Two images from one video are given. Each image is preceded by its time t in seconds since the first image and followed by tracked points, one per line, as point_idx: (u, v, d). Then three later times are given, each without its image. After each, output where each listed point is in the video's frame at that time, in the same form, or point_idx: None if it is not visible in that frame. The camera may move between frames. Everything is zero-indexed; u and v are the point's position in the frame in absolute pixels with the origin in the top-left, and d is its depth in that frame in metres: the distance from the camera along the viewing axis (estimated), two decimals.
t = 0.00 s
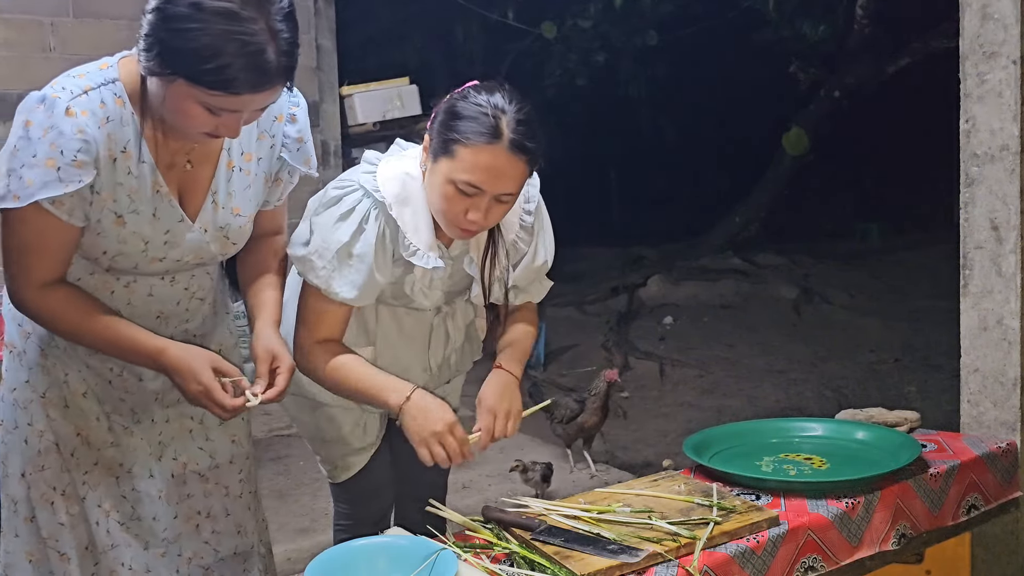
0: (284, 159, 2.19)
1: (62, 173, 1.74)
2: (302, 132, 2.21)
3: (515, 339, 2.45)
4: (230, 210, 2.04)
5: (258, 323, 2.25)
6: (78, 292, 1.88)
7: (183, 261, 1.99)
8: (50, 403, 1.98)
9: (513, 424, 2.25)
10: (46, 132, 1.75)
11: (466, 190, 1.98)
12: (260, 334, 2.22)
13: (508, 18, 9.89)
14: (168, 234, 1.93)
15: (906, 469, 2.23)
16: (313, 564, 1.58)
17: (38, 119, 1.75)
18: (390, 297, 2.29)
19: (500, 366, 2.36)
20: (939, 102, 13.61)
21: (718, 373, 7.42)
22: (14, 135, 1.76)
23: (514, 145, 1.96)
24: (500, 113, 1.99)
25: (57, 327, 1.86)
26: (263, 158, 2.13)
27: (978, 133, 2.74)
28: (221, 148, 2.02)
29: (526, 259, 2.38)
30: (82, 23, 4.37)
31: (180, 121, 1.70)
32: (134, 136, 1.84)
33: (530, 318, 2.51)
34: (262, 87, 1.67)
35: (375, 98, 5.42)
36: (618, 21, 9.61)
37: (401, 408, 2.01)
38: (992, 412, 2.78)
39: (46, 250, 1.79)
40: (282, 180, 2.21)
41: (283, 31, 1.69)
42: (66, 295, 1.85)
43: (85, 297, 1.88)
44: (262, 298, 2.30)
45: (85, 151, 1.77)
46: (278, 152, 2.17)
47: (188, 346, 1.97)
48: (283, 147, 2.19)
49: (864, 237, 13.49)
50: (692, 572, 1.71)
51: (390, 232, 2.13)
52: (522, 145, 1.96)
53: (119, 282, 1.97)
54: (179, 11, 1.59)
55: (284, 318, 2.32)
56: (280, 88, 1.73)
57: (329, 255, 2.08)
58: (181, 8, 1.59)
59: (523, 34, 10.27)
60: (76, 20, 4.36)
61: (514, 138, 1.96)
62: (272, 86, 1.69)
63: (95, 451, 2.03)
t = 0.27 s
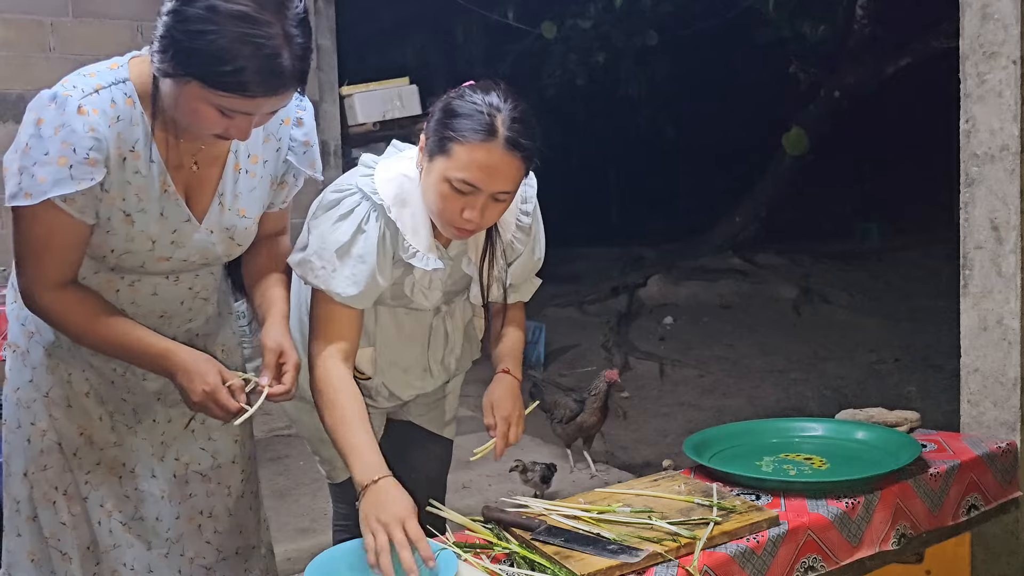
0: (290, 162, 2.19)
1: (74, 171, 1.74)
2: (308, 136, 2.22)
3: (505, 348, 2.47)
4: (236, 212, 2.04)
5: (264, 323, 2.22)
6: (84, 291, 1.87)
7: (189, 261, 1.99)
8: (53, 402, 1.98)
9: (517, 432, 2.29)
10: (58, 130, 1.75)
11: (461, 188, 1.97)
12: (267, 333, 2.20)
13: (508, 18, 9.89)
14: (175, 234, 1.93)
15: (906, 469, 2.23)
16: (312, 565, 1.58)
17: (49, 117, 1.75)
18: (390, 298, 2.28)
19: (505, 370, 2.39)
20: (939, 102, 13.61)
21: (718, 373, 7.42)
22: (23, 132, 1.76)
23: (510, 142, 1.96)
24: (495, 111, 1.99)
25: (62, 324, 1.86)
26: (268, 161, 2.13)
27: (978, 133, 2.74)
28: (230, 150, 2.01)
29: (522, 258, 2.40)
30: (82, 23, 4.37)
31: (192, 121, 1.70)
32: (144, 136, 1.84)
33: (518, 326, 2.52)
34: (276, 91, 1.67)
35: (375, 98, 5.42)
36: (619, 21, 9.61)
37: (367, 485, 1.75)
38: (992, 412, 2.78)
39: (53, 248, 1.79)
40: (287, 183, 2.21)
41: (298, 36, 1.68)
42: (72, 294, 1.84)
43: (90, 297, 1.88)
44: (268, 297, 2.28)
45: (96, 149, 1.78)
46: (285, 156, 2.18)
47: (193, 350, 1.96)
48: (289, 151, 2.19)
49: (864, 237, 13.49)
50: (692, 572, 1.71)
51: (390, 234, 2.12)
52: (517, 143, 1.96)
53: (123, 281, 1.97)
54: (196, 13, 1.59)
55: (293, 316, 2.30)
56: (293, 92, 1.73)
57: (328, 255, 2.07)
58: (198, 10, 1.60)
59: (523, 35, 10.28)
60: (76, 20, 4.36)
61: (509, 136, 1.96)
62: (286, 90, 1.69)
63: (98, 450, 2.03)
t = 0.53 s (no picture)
0: (294, 164, 2.20)
1: (81, 172, 1.74)
2: (311, 138, 2.23)
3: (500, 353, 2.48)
4: (239, 214, 2.04)
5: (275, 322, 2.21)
6: (90, 290, 1.87)
7: (192, 262, 2.00)
8: (55, 402, 1.98)
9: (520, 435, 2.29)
10: (65, 131, 1.75)
11: (459, 189, 1.97)
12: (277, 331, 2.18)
13: (508, 18, 9.89)
14: (179, 235, 1.94)
15: (905, 469, 2.23)
16: (313, 565, 1.58)
17: (57, 118, 1.75)
18: (389, 299, 2.28)
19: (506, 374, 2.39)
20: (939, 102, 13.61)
21: (718, 373, 7.41)
22: (30, 133, 1.76)
23: (508, 143, 1.96)
24: (492, 111, 1.99)
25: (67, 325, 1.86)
26: (272, 163, 2.13)
27: (978, 133, 2.74)
28: (234, 152, 2.01)
29: (518, 259, 2.41)
30: (82, 23, 4.36)
31: (199, 124, 1.70)
32: (150, 137, 1.84)
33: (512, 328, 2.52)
34: (284, 95, 1.67)
35: (375, 98, 5.42)
36: (619, 21, 9.59)
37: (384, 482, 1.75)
38: (992, 412, 2.78)
39: (58, 247, 1.79)
40: (289, 185, 2.22)
41: (306, 40, 1.68)
42: (78, 294, 1.84)
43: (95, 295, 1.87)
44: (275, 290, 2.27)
45: (103, 151, 1.78)
46: (289, 158, 2.19)
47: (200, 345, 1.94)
48: (293, 153, 2.20)
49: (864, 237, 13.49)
50: (692, 572, 1.71)
51: (389, 237, 2.13)
52: (514, 143, 1.96)
53: (127, 281, 1.97)
54: (205, 17, 1.59)
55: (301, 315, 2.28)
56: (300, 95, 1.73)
57: (332, 260, 2.07)
58: (207, 14, 1.59)
59: (523, 35, 10.28)
60: (76, 20, 4.35)
61: (507, 136, 1.96)
62: (294, 94, 1.69)
63: (100, 450, 2.03)
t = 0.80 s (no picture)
0: (293, 165, 2.20)
1: (79, 173, 1.74)
2: (310, 139, 2.23)
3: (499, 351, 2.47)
4: (238, 215, 2.04)
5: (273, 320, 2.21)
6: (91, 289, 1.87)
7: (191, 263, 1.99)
8: (55, 402, 1.98)
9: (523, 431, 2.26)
10: (64, 132, 1.75)
11: (460, 189, 1.97)
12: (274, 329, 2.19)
13: (508, 18, 9.90)
14: (179, 236, 1.93)
15: (905, 469, 2.23)
16: (313, 565, 1.58)
17: (56, 119, 1.76)
18: (387, 299, 2.28)
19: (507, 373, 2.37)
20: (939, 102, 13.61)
21: (718, 373, 7.41)
22: (29, 133, 1.77)
23: (507, 141, 1.96)
24: (490, 110, 1.99)
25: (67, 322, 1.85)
26: (272, 164, 2.13)
27: (978, 133, 2.74)
28: (233, 153, 2.01)
29: (517, 258, 2.40)
30: (82, 23, 4.36)
31: (200, 126, 1.70)
32: (149, 138, 1.84)
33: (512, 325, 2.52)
34: (284, 96, 1.67)
35: (375, 98, 5.42)
36: (619, 21, 9.59)
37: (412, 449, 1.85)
38: (992, 412, 2.78)
39: (57, 248, 1.79)
40: (289, 185, 2.21)
41: (306, 42, 1.68)
42: (78, 293, 1.84)
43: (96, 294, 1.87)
44: (273, 288, 2.27)
45: (102, 152, 1.78)
46: (288, 159, 2.18)
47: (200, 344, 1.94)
48: (291, 154, 2.20)
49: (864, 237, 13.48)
50: (692, 572, 1.71)
51: (387, 235, 2.12)
52: (514, 141, 1.96)
53: (126, 283, 1.97)
54: (206, 18, 1.59)
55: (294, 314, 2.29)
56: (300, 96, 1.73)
57: (330, 260, 2.08)
58: (208, 15, 1.59)
59: (523, 34, 10.28)
60: (75, 20, 4.35)
61: (506, 135, 1.96)
62: (294, 95, 1.69)
63: (99, 450, 2.03)
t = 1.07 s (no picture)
0: (290, 163, 2.18)
1: (71, 171, 1.74)
2: (307, 136, 2.22)
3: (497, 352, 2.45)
4: (235, 213, 2.03)
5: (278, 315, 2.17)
6: (85, 287, 1.88)
7: (188, 262, 1.99)
8: (51, 402, 1.98)
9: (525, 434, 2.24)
10: (56, 131, 1.75)
11: (460, 190, 1.97)
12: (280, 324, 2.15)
13: (508, 18, 9.89)
14: (174, 234, 1.93)
15: (905, 469, 2.23)
16: (312, 566, 1.58)
17: (48, 118, 1.76)
18: (385, 299, 2.28)
19: (505, 374, 2.36)
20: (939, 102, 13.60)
21: (718, 373, 7.41)
22: (21, 133, 1.77)
23: (507, 141, 1.96)
24: (489, 110, 1.99)
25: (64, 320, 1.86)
26: (268, 162, 2.12)
27: (977, 133, 2.74)
28: (227, 151, 2.01)
29: (517, 258, 2.39)
30: (82, 22, 4.36)
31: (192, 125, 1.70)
32: (142, 137, 1.84)
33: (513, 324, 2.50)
34: (276, 94, 1.67)
35: (375, 97, 5.42)
36: (618, 21, 9.59)
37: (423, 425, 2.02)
38: (992, 412, 2.78)
39: (51, 247, 1.79)
40: (286, 184, 2.19)
41: (297, 39, 1.69)
42: (73, 291, 1.85)
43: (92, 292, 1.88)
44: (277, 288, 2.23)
45: (93, 150, 1.77)
46: (284, 157, 2.17)
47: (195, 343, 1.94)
48: (288, 151, 2.19)
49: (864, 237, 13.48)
50: (692, 572, 1.71)
51: (384, 234, 2.11)
52: (514, 141, 1.96)
53: (122, 283, 1.97)
54: (197, 17, 1.59)
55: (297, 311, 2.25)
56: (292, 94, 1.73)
57: (326, 260, 2.09)
58: (199, 14, 1.59)
59: (523, 34, 10.28)
60: (75, 19, 4.35)
61: (506, 134, 1.96)
62: (285, 92, 1.69)
63: (97, 450, 2.02)
